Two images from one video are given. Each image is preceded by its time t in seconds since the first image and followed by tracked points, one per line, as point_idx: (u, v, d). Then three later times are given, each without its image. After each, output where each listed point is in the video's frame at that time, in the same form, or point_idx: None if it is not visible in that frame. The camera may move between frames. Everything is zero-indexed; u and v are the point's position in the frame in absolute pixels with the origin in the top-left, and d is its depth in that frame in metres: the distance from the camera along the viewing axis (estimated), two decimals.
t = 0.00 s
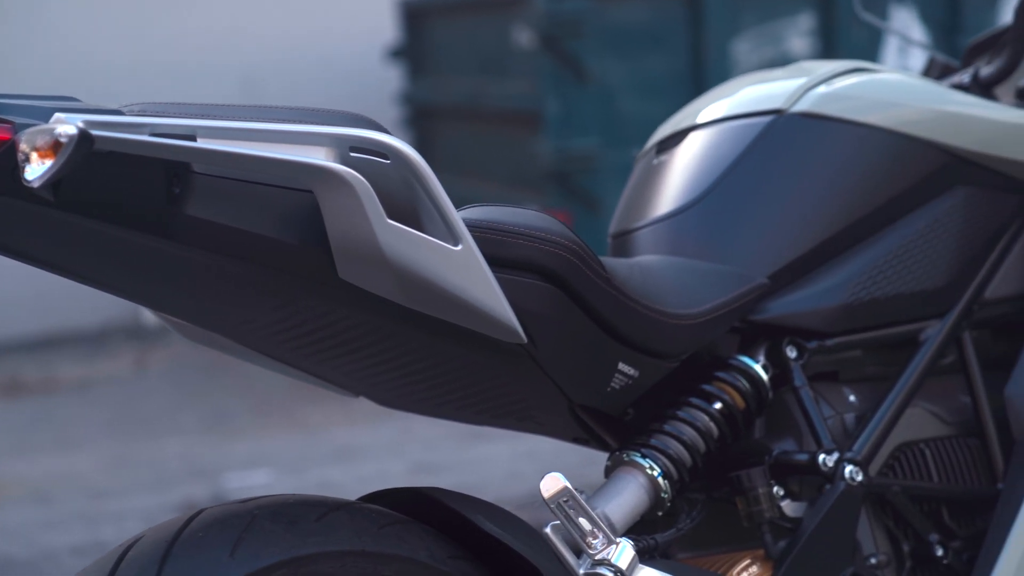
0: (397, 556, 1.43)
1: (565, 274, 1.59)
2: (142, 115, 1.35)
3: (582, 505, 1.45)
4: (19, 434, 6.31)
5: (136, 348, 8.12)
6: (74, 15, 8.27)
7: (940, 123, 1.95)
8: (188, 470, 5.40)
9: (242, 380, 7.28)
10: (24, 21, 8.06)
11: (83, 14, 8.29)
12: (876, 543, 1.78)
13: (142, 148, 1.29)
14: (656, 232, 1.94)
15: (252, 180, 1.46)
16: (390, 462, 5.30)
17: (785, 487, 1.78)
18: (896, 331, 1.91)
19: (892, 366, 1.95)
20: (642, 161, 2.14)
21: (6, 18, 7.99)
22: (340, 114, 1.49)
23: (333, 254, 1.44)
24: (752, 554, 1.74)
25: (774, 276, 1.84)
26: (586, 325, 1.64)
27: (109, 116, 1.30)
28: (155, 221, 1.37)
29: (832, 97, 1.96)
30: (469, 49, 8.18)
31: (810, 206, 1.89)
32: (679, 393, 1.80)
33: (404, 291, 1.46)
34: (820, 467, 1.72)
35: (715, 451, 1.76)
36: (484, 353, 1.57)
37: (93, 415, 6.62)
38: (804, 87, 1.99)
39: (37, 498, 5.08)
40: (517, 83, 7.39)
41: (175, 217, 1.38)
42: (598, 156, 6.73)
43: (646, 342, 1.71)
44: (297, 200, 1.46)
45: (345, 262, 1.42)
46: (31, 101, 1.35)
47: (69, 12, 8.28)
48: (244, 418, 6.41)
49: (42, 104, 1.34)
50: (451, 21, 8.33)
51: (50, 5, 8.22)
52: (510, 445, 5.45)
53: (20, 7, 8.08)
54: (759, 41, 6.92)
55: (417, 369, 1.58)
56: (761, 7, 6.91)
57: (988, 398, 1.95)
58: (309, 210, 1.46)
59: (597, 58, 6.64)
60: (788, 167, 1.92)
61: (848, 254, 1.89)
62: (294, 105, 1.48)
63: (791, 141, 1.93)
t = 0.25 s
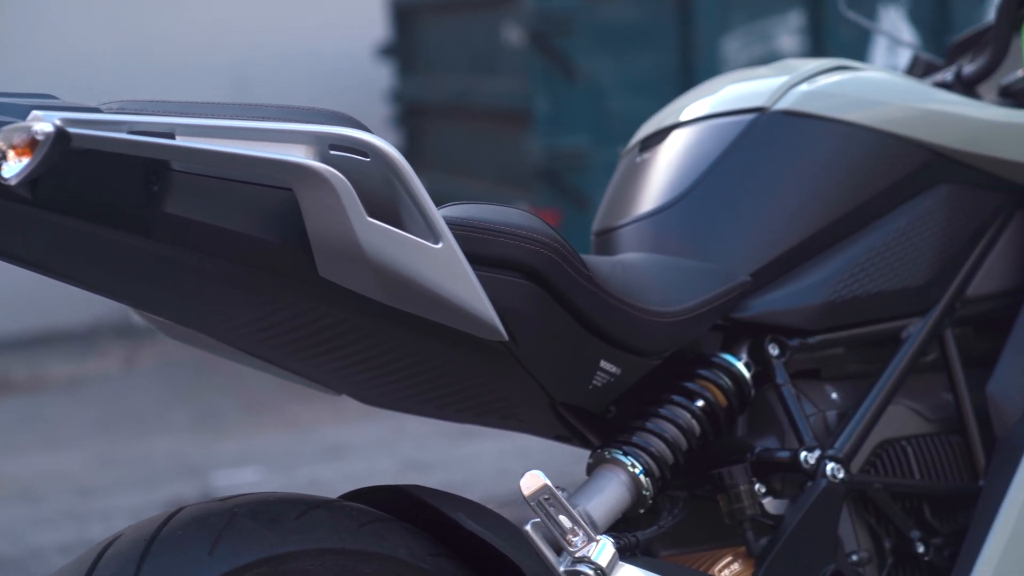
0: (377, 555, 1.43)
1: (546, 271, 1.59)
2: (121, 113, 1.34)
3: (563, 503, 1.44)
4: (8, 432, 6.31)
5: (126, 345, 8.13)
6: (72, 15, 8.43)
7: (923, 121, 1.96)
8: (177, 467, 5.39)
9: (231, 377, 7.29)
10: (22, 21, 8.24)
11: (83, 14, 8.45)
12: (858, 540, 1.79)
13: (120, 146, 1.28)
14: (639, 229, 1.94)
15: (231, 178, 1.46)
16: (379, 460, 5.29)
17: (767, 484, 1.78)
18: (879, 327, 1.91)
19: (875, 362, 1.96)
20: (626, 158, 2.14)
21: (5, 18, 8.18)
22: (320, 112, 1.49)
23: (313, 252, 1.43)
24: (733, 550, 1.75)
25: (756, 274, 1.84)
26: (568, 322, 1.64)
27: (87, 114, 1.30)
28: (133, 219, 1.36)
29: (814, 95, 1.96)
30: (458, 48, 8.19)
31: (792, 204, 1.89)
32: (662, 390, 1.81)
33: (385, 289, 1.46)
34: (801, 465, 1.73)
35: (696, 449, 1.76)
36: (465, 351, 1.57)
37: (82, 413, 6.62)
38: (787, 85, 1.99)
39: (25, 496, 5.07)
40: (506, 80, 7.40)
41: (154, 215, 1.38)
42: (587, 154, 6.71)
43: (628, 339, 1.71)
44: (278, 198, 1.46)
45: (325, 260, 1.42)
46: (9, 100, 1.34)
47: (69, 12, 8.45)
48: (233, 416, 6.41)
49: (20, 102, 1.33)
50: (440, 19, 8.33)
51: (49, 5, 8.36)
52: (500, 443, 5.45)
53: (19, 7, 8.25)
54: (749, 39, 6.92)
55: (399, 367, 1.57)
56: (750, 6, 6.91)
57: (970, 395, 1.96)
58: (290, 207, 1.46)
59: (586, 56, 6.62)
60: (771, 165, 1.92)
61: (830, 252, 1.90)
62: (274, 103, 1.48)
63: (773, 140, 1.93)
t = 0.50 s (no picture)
0: (359, 553, 1.43)
1: (527, 269, 1.59)
2: (99, 110, 1.35)
3: (542, 499, 1.43)
4: None
5: (117, 342, 8.15)
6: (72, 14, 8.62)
7: (906, 118, 1.96)
8: (166, 465, 5.39)
9: (222, 374, 7.30)
10: (24, 20, 8.45)
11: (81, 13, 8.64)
12: (839, 536, 1.79)
13: (98, 144, 1.29)
14: (622, 227, 1.95)
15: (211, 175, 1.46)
16: (369, 457, 5.30)
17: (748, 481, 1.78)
18: (862, 325, 1.92)
19: (857, 359, 1.96)
20: (609, 156, 2.14)
21: (6, 18, 8.39)
22: (300, 110, 1.49)
23: (293, 250, 1.43)
24: (714, 548, 1.75)
25: (738, 271, 1.85)
26: (548, 319, 1.64)
27: (64, 112, 1.30)
28: (112, 216, 1.36)
29: (797, 93, 1.96)
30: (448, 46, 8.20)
31: (774, 201, 1.89)
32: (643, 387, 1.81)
33: (365, 286, 1.46)
34: (782, 462, 1.73)
35: (678, 446, 1.76)
36: (446, 349, 1.57)
37: (72, 411, 6.64)
38: (769, 82, 1.99)
39: (15, 493, 5.07)
40: (494, 78, 7.40)
41: (132, 213, 1.38)
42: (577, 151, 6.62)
43: (610, 337, 1.71)
44: (258, 195, 1.46)
45: (304, 258, 1.42)
46: None
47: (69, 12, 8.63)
48: (223, 413, 6.42)
49: None
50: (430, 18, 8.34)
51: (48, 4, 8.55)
52: (489, 440, 5.46)
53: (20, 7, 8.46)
54: (738, 37, 6.97)
55: (380, 365, 1.57)
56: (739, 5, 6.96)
57: (952, 392, 1.97)
58: (269, 206, 1.46)
59: (575, 53, 6.59)
60: (752, 162, 1.92)
61: (812, 249, 1.90)
62: (253, 100, 1.48)
63: (756, 137, 1.94)
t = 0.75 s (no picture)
0: (339, 551, 1.42)
1: (507, 267, 1.59)
2: (75, 108, 1.36)
3: (522, 497, 1.43)
4: None
5: (105, 339, 8.17)
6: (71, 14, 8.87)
7: (888, 116, 1.96)
8: (154, 463, 5.38)
9: (211, 370, 7.32)
10: (24, 20, 8.69)
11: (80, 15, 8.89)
12: (820, 534, 1.78)
13: (73, 141, 1.29)
14: (604, 224, 1.95)
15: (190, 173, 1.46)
16: (357, 455, 5.29)
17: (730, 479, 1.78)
18: (845, 322, 1.92)
19: (839, 357, 1.97)
20: (592, 153, 2.14)
21: (6, 18, 8.63)
22: (280, 107, 1.48)
23: (272, 247, 1.43)
24: (696, 545, 1.75)
25: (720, 269, 1.85)
26: (529, 317, 1.63)
27: (41, 108, 1.31)
28: (89, 214, 1.37)
29: (779, 91, 1.96)
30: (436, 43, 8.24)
31: (756, 199, 1.89)
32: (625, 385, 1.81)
33: (345, 284, 1.45)
34: (764, 459, 1.73)
35: (660, 443, 1.76)
36: (427, 347, 1.57)
37: (61, 407, 6.65)
38: (751, 80, 1.99)
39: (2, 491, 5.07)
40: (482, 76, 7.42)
41: (110, 210, 1.39)
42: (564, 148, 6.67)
43: (591, 334, 1.71)
44: (237, 192, 1.46)
45: (283, 254, 1.41)
46: None
47: (68, 11, 8.84)
48: (213, 410, 6.42)
49: None
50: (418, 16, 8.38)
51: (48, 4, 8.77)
52: (478, 437, 5.46)
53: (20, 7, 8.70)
54: (727, 35, 6.92)
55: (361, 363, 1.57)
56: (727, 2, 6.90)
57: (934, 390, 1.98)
58: (247, 203, 1.46)
59: (562, 51, 6.59)
60: (735, 160, 1.92)
61: (794, 247, 1.90)
62: (230, 97, 1.47)
63: (738, 134, 1.93)
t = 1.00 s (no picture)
0: (319, 550, 1.42)
1: (489, 264, 1.59)
2: (52, 105, 1.35)
3: (502, 494, 1.43)
4: None
5: (94, 337, 8.18)
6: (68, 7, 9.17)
7: (870, 114, 1.97)
8: (142, 461, 5.37)
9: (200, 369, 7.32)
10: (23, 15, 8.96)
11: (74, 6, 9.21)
12: (802, 531, 1.79)
13: (50, 137, 1.29)
14: (587, 222, 1.95)
15: (169, 170, 1.45)
16: (346, 453, 5.28)
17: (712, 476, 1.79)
18: (827, 319, 1.92)
19: (821, 354, 1.98)
20: (575, 151, 2.15)
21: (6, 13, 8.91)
22: (260, 105, 1.48)
23: (251, 245, 1.41)
24: (679, 543, 1.74)
25: (703, 266, 1.85)
26: (510, 315, 1.63)
27: (20, 106, 1.32)
28: (66, 212, 1.36)
29: (762, 88, 1.96)
30: (424, 41, 8.63)
31: (739, 196, 1.89)
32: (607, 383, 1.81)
33: (325, 282, 1.45)
34: (745, 456, 1.74)
35: (642, 441, 1.76)
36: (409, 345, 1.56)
37: (50, 405, 6.65)
38: (734, 77, 1.99)
39: None
40: (471, 73, 7.76)
41: (87, 206, 1.37)
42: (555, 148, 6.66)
43: (574, 332, 1.70)
44: (217, 189, 1.45)
45: (262, 252, 1.40)
46: None
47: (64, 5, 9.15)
48: (202, 409, 6.41)
49: None
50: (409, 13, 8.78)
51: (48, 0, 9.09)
52: (467, 435, 5.45)
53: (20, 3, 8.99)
54: (716, 32, 6.80)
55: (342, 359, 1.57)
56: None
57: (915, 386, 1.99)
58: (227, 201, 1.44)
59: (551, 48, 6.59)
60: (718, 158, 1.92)
61: (776, 245, 1.91)
62: (210, 94, 1.47)
63: (721, 132, 1.94)
